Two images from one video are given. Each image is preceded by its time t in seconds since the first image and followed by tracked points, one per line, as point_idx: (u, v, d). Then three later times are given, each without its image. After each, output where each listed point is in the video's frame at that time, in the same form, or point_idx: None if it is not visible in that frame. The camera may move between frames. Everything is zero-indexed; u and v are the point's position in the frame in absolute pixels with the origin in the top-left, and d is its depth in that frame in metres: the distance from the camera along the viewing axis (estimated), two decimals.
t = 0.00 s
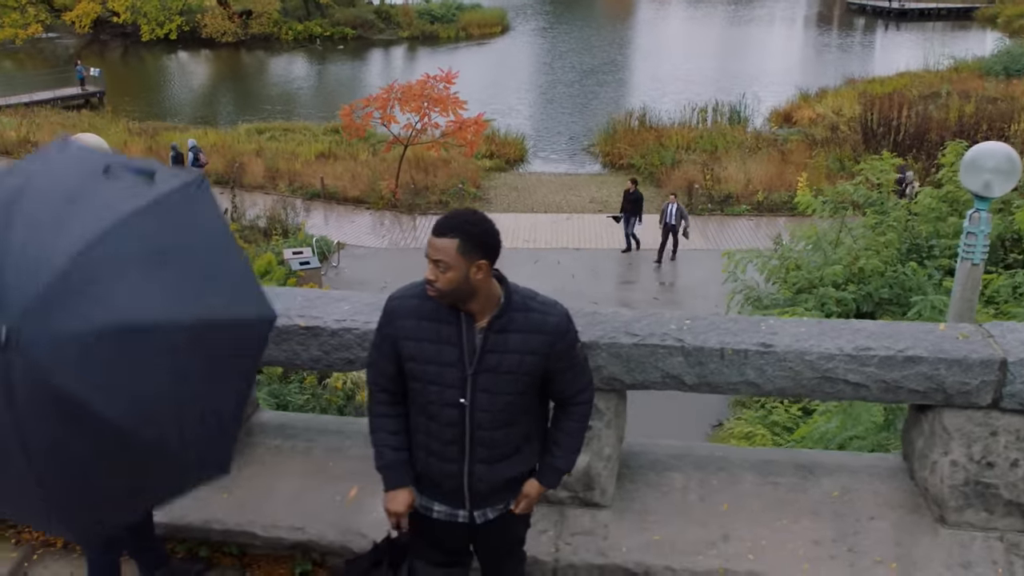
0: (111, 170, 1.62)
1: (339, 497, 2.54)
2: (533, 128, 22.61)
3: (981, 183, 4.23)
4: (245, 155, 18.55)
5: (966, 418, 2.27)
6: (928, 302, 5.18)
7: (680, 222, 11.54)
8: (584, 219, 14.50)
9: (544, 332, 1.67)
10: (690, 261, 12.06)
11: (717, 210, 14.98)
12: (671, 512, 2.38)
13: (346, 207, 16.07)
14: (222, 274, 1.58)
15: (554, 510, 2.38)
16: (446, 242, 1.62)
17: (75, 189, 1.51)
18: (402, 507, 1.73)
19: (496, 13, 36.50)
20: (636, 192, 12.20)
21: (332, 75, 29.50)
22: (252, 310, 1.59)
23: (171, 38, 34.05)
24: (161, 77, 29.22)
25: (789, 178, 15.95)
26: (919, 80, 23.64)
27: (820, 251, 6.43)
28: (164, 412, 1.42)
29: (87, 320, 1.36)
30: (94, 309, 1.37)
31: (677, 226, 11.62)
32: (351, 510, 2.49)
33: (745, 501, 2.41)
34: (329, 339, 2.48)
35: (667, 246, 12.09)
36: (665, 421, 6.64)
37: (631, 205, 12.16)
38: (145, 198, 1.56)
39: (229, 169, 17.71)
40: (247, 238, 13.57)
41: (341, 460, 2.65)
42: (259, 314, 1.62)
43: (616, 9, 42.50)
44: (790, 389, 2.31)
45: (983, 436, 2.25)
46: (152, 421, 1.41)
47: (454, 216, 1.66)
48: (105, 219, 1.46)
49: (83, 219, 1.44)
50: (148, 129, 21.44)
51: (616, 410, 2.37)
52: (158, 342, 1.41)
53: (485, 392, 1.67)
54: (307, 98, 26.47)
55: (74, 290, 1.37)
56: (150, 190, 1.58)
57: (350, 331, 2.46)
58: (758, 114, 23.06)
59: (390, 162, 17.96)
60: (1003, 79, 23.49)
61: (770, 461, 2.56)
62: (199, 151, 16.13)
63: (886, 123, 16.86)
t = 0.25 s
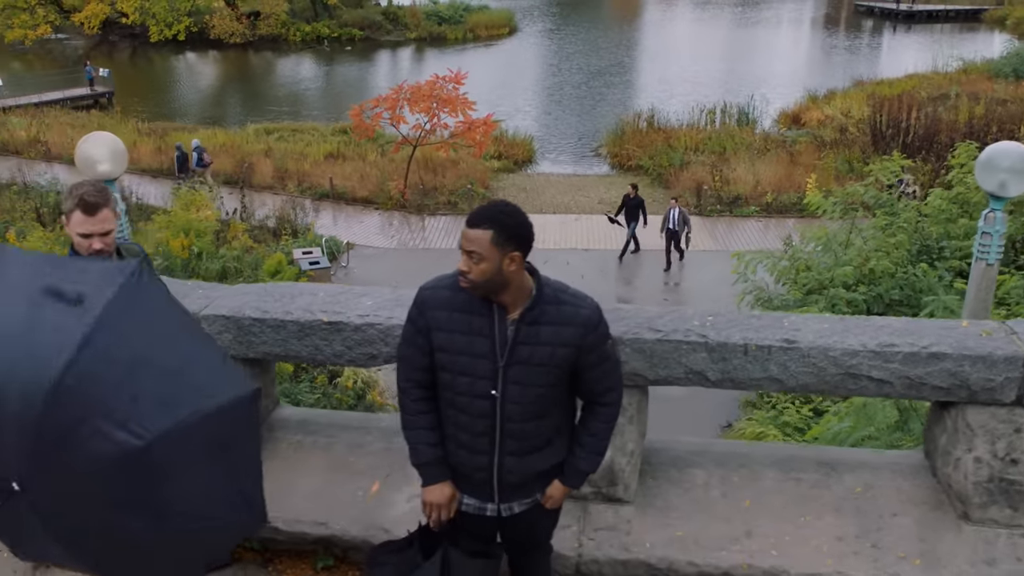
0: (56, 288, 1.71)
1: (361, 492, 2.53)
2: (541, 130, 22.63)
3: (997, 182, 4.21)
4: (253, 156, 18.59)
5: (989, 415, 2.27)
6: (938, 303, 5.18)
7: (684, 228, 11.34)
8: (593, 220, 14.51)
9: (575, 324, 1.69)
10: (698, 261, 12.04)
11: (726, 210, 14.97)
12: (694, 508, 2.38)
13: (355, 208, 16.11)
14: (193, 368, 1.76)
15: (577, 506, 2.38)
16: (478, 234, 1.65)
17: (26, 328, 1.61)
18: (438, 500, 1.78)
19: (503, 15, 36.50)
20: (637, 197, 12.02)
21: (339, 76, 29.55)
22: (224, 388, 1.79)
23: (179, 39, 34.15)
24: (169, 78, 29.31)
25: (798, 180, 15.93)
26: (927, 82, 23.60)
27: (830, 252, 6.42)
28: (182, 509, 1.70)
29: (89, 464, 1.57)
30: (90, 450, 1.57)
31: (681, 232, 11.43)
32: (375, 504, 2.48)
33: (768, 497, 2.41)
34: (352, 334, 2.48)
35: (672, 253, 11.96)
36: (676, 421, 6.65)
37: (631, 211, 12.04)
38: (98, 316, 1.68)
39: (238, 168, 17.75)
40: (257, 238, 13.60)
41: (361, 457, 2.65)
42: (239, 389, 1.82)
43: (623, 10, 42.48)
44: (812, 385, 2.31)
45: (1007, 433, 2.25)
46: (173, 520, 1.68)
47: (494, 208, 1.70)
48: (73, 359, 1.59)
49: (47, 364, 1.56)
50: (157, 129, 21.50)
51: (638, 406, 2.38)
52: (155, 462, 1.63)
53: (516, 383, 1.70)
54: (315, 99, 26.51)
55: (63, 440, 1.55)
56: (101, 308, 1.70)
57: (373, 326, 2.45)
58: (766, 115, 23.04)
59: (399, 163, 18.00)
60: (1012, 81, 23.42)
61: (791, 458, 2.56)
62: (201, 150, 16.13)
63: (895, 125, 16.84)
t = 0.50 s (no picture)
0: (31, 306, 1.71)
1: (378, 488, 2.53)
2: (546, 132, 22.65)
3: (1008, 182, 4.21)
4: (260, 157, 18.62)
5: (1008, 412, 2.27)
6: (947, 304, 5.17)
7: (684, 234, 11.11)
8: (598, 221, 14.52)
9: (600, 319, 1.72)
10: (703, 263, 12.03)
11: (732, 212, 14.95)
12: (711, 504, 2.38)
13: (361, 209, 16.15)
14: (161, 345, 1.69)
15: (595, 502, 2.39)
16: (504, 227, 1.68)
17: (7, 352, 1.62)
18: (465, 492, 1.81)
19: (508, 17, 36.52)
20: (634, 202, 11.76)
21: (344, 78, 29.57)
22: (201, 362, 1.71)
23: (184, 41, 34.23)
24: (174, 80, 29.37)
25: (804, 181, 15.91)
26: (933, 85, 23.54)
27: (836, 253, 6.42)
28: (184, 489, 1.61)
29: (82, 463, 1.51)
30: (81, 450, 1.52)
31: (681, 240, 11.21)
32: (391, 499, 2.48)
33: (785, 494, 2.41)
34: (369, 330, 2.48)
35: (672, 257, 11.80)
36: (684, 421, 6.66)
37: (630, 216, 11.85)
38: (63, 321, 1.67)
39: (244, 170, 17.78)
40: (264, 238, 13.64)
41: (378, 453, 2.66)
42: (214, 359, 1.74)
43: (628, 13, 42.49)
44: (830, 381, 2.32)
45: None
46: (176, 502, 1.59)
47: (517, 201, 1.73)
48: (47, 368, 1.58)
49: (29, 376, 1.57)
50: (163, 130, 21.55)
51: (654, 402, 2.39)
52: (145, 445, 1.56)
53: (541, 376, 1.73)
54: (319, 101, 26.55)
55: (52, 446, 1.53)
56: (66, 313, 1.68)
57: (391, 322, 2.46)
58: (772, 117, 23.00)
59: (405, 164, 18.03)
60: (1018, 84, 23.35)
61: (808, 454, 2.56)
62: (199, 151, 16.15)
63: (901, 127, 16.80)
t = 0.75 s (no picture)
0: (1, 345, 1.75)
1: (387, 488, 2.52)
2: (546, 137, 22.67)
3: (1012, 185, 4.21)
4: (260, 161, 18.64)
5: (1018, 410, 2.28)
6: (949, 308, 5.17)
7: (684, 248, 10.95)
8: (599, 226, 14.53)
9: (619, 319, 1.74)
10: (703, 268, 12.03)
11: (732, 217, 14.96)
12: (721, 503, 2.38)
13: (363, 213, 16.16)
14: (133, 357, 1.72)
15: (606, 501, 2.38)
16: (530, 229, 1.69)
17: None
18: (484, 490, 1.84)
19: (508, 22, 36.57)
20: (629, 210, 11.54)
21: (344, 84, 29.59)
22: (173, 364, 1.75)
23: (185, 46, 34.30)
24: (174, 85, 29.40)
25: (805, 186, 15.92)
26: (932, 90, 23.57)
27: (838, 257, 6.42)
28: (184, 492, 1.67)
29: (83, 484, 1.56)
30: (79, 472, 1.57)
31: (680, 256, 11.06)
32: (401, 499, 2.48)
33: (795, 493, 2.41)
34: (379, 329, 2.48)
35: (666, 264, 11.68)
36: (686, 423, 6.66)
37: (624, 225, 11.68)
38: (30, 352, 1.69)
39: (244, 174, 17.79)
40: (265, 242, 13.65)
41: (387, 452, 2.65)
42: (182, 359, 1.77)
43: (628, 18, 42.56)
44: (840, 379, 2.32)
45: None
46: (182, 508, 1.66)
47: (541, 204, 1.74)
48: (29, 400, 1.62)
49: (18, 416, 1.61)
50: (163, 135, 21.58)
51: (665, 403, 2.40)
52: (134, 456, 1.61)
53: (560, 374, 1.75)
54: (319, 106, 26.57)
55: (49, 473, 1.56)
56: (30, 342, 1.71)
57: (400, 321, 2.46)
58: (772, 122, 23.02)
59: (406, 169, 18.05)
60: (1018, 89, 23.37)
61: (817, 454, 2.57)
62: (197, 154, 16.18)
63: (901, 132, 16.83)
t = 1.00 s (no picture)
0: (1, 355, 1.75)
1: (396, 489, 2.52)
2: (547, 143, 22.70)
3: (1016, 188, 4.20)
4: (262, 167, 18.66)
5: None
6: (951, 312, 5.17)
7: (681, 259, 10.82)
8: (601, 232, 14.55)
9: (636, 320, 1.76)
10: (705, 273, 12.04)
11: (734, 222, 14.98)
12: (730, 504, 2.38)
13: (364, 219, 16.18)
14: (133, 360, 1.72)
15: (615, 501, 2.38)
16: (566, 234, 1.68)
17: None
18: (497, 487, 1.85)
19: (509, 28, 36.63)
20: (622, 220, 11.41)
21: (345, 90, 29.62)
22: (171, 364, 1.75)
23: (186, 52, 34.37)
24: (174, 92, 29.43)
25: (806, 192, 15.94)
26: (932, 96, 23.60)
27: (840, 262, 6.41)
28: (191, 492, 1.67)
29: (87, 485, 1.56)
30: (82, 475, 1.56)
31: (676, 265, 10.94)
32: (409, 500, 2.47)
33: (804, 494, 2.41)
34: (388, 330, 2.48)
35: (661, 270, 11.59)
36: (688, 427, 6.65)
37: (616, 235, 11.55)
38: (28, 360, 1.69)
39: (246, 180, 17.81)
40: (267, 248, 13.67)
41: (395, 453, 2.65)
42: (180, 360, 1.77)
43: (628, 25, 42.62)
44: (849, 379, 2.32)
45: None
46: (188, 509, 1.65)
47: (567, 205, 1.72)
48: (29, 408, 1.61)
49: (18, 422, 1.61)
50: (165, 141, 21.60)
51: (674, 404, 2.40)
52: (135, 458, 1.60)
53: (576, 374, 1.76)
54: (320, 113, 26.60)
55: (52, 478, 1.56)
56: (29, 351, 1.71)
57: (409, 321, 2.46)
58: (772, 128, 23.05)
59: (407, 175, 18.07)
60: (1018, 95, 23.40)
61: (826, 454, 2.57)
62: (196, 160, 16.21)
63: (902, 137, 16.85)
